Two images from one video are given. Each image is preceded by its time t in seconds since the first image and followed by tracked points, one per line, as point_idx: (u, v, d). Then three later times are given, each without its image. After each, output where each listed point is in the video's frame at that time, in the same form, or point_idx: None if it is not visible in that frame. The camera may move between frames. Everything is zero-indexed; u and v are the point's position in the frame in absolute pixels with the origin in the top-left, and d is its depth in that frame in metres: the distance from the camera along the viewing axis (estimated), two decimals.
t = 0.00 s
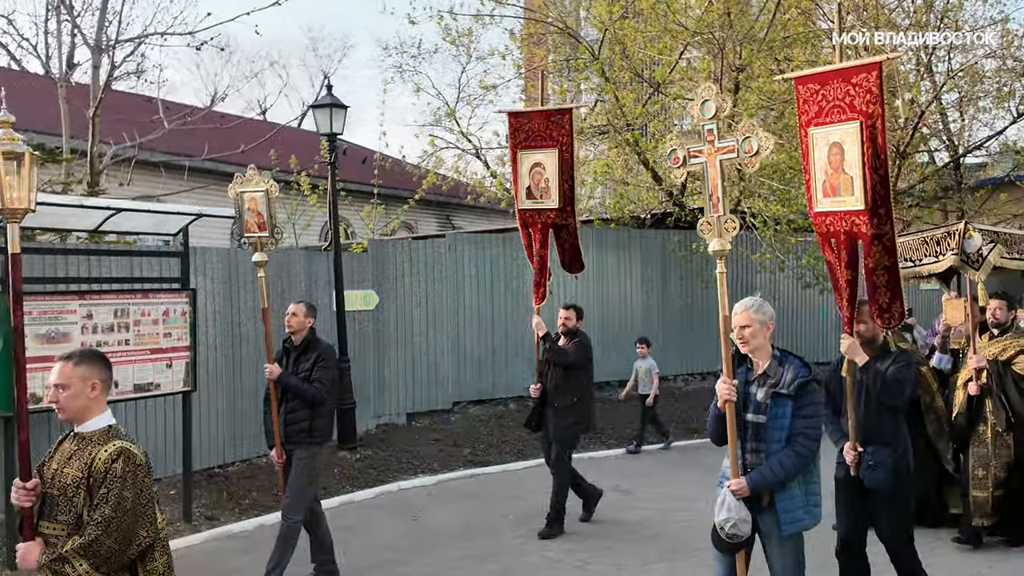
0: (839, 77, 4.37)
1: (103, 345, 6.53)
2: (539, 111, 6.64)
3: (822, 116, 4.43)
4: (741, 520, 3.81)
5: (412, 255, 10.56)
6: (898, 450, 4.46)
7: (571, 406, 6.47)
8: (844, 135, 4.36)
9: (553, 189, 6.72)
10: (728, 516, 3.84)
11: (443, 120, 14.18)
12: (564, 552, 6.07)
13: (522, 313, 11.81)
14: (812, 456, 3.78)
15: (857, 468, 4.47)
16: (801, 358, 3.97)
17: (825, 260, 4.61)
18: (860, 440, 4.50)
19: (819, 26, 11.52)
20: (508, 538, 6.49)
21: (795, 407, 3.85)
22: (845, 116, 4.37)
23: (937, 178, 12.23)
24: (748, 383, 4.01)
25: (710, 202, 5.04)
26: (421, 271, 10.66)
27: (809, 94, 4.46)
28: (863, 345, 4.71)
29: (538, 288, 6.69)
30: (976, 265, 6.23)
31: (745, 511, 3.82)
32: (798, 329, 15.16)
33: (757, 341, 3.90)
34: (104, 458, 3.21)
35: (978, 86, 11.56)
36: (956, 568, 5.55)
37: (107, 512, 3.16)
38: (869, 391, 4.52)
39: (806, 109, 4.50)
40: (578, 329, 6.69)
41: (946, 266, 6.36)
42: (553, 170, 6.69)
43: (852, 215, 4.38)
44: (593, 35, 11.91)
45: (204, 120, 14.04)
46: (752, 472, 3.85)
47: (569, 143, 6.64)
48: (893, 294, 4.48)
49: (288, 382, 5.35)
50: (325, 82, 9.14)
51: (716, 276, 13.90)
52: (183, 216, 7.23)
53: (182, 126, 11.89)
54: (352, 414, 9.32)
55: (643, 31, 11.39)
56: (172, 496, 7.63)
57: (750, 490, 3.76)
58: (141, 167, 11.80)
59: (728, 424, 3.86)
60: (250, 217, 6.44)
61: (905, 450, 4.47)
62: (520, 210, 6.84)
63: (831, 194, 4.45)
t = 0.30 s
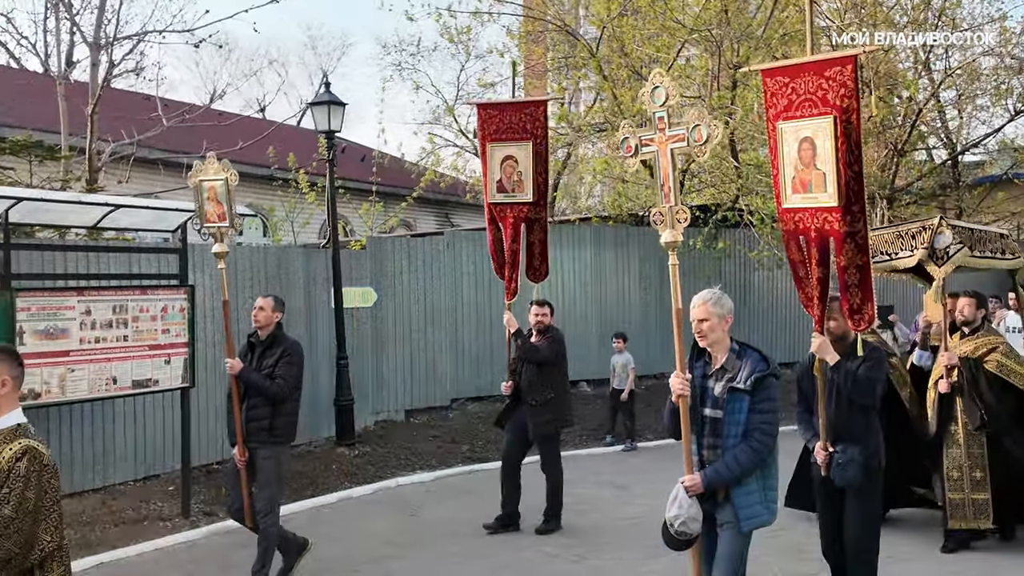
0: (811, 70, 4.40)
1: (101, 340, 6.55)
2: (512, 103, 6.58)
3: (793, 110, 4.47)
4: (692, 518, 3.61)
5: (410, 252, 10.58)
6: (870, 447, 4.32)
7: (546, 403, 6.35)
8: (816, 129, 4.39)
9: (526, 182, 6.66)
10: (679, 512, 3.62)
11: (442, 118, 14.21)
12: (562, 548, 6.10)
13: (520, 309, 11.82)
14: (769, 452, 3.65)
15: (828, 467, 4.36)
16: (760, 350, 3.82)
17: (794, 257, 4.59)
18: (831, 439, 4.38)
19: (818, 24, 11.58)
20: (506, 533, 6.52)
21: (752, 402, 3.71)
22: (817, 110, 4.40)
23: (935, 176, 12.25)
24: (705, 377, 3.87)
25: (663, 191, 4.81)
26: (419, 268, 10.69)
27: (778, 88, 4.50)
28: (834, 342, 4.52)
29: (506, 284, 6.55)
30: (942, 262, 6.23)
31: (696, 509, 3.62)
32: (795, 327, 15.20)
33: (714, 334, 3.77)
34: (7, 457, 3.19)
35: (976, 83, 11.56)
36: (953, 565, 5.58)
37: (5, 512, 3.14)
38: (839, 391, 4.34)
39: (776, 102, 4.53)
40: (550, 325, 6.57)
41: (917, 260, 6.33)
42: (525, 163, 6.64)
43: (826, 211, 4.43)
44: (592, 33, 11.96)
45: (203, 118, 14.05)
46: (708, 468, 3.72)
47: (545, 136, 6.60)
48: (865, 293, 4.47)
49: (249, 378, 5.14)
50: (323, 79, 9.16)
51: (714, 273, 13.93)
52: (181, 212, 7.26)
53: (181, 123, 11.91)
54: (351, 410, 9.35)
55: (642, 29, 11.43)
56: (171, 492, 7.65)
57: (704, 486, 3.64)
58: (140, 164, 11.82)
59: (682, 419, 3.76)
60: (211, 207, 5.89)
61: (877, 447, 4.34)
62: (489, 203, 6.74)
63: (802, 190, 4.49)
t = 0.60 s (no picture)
0: (776, 59, 4.48)
1: (97, 334, 6.57)
2: (472, 97, 6.42)
3: (759, 99, 4.55)
4: (644, 525, 3.56)
5: (406, 247, 10.59)
6: (845, 445, 4.34)
7: (508, 404, 6.24)
8: (784, 118, 4.46)
9: (486, 178, 6.48)
10: (631, 519, 3.58)
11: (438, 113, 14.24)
12: (555, 541, 6.14)
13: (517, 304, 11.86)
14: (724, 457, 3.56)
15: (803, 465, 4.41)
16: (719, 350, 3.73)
17: (760, 255, 4.71)
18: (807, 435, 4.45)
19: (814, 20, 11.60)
20: (500, 526, 6.57)
21: (708, 405, 3.61)
22: (784, 98, 4.47)
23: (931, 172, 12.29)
24: (662, 379, 3.78)
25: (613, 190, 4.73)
26: (416, 264, 10.71)
27: (742, 77, 4.58)
28: (811, 337, 4.64)
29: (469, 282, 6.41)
30: (921, 256, 6.29)
31: (649, 517, 3.57)
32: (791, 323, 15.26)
33: (672, 336, 3.68)
34: None
35: (971, 80, 11.60)
36: (943, 557, 5.64)
37: None
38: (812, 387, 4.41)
39: (740, 92, 4.61)
40: (512, 326, 6.42)
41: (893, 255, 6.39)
42: (487, 160, 6.46)
43: (796, 200, 4.49)
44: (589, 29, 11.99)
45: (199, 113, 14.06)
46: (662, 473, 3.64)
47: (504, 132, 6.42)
48: (839, 285, 4.49)
49: (213, 375, 4.98)
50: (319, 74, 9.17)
51: (709, 268, 13.98)
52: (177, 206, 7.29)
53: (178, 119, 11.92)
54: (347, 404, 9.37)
55: (638, 24, 11.45)
56: (167, 486, 7.66)
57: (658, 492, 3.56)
58: (138, 160, 11.84)
59: (635, 423, 3.76)
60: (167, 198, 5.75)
61: (852, 444, 4.35)
62: (454, 200, 6.63)
63: (769, 181, 4.55)
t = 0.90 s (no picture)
0: (737, 44, 4.27)
1: (94, 327, 6.57)
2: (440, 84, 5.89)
3: (722, 86, 4.35)
4: (600, 520, 3.38)
5: (404, 242, 10.60)
6: (822, 442, 4.24)
7: (472, 395, 6.12)
8: (751, 105, 4.25)
9: (451, 164, 6.05)
10: (587, 515, 3.40)
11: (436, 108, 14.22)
12: (552, 534, 6.17)
13: (513, 299, 11.86)
14: (682, 450, 3.38)
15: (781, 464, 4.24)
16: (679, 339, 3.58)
17: (731, 249, 4.55)
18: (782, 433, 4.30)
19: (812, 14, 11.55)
20: (497, 519, 6.59)
21: (665, 395, 3.45)
22: (750, 85, 4.27)
23: (928, 167, 12.30)
24: (620, 367, 3.63)
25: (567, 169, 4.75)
26: (414, 259, 10.72)
27: (703, 65, 4.38)
28: (785, 329, 4.47)
29: (436, 270, 6.26)
30: (890, 252, 6.31)
31: (604, 511, 3.39)
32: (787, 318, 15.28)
33: (627, 324, 3.54)
34: None
35: (968, 75, 11.58)
36: (938, 551, 5.68)
37: None
38: (788, 383, 4.30)
39: (701, 80, 4.41)
40: (476, 316, 6.31)
41: (861, 251, 6.46)
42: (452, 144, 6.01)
43: (769, 189, 4.29)
44: (586, 24, 12.00)
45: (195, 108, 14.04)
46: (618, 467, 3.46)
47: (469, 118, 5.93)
48: (815, 273, 4.30)
49: (165, 373, 4.80)
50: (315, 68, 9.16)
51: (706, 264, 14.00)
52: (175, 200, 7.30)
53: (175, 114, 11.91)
54: (344, 398, 9.38)
55: (635, 19, 11.45)
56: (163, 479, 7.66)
57: (613, 487, 3.38)
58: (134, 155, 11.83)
59: (590, 414, 3.57)
60: (120, 192, 5.68)
61: (830, 442, 4.24)
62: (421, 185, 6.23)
63: (737, 171, 4.36)
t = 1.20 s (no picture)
0: (698, 33, 4.17)
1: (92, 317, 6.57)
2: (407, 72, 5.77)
3: (682, 76, 4.23)
4: (551, 522, 3.34)
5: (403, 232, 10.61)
6: (787, 441, 4.04)
7: (439, 394, 6.01)
8: (711, 95, 4.13)
9: (419, 155, 5.98)
10: (537, 516, 3.35)
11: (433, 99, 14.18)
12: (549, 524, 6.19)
13: (508, 290, 11.84)
14: (636, 450, 3.33)
15: (743, 466, 4.03)
16: (636, 335, 3.54)
17: (692, 247, 4.39)
18: (745, 433, 4.10)
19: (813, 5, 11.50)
20: (493, 510, 6.61)
21: (619, 393, 3.41)
22: (710, 75, 4.15)
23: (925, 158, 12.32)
24: (576, 364, 3.58)
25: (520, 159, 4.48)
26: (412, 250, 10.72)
27: (663, 55, 4.26)
28: (745, 327, 4.29)
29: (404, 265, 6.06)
30: (877, 238, 6.34)
31: (556, 512, 3.34)
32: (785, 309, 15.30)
33: (581, 318, 3.48)
34: None
35: (965, 66, 11.55)
36: (933, 541, 5.71)
37: None
38: (748, 380, 4.08)
39: (661, 70, 4.28)
40: (445, 313, 6.21)
41: (848, 238, 6.50)
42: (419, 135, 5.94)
43: (730, 181, 4.15)
44: (583, 15, 11.97)
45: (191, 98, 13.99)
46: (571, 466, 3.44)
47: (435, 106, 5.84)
48: (777, 265, 4.24)
49: (116, 362, 4.77)
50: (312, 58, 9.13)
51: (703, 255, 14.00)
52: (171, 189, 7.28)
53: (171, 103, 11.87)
54: (342, 389, 9.38)
55: (633, 10, 11.42)
56: (161, 469, 7.70)
57: (566, 487, 3.34)
58: (130, 145, 11.80)
59: (543, 411, 3.51)
60: (71, 175, 5.46)
61: (794, 440, 4.05)
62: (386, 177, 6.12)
63: (698, 164, 4.21)
